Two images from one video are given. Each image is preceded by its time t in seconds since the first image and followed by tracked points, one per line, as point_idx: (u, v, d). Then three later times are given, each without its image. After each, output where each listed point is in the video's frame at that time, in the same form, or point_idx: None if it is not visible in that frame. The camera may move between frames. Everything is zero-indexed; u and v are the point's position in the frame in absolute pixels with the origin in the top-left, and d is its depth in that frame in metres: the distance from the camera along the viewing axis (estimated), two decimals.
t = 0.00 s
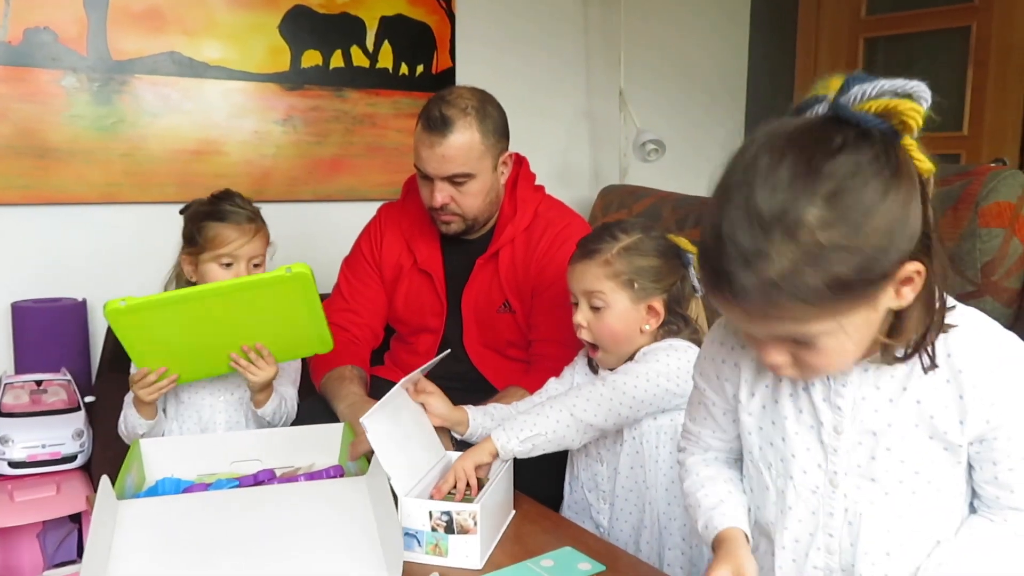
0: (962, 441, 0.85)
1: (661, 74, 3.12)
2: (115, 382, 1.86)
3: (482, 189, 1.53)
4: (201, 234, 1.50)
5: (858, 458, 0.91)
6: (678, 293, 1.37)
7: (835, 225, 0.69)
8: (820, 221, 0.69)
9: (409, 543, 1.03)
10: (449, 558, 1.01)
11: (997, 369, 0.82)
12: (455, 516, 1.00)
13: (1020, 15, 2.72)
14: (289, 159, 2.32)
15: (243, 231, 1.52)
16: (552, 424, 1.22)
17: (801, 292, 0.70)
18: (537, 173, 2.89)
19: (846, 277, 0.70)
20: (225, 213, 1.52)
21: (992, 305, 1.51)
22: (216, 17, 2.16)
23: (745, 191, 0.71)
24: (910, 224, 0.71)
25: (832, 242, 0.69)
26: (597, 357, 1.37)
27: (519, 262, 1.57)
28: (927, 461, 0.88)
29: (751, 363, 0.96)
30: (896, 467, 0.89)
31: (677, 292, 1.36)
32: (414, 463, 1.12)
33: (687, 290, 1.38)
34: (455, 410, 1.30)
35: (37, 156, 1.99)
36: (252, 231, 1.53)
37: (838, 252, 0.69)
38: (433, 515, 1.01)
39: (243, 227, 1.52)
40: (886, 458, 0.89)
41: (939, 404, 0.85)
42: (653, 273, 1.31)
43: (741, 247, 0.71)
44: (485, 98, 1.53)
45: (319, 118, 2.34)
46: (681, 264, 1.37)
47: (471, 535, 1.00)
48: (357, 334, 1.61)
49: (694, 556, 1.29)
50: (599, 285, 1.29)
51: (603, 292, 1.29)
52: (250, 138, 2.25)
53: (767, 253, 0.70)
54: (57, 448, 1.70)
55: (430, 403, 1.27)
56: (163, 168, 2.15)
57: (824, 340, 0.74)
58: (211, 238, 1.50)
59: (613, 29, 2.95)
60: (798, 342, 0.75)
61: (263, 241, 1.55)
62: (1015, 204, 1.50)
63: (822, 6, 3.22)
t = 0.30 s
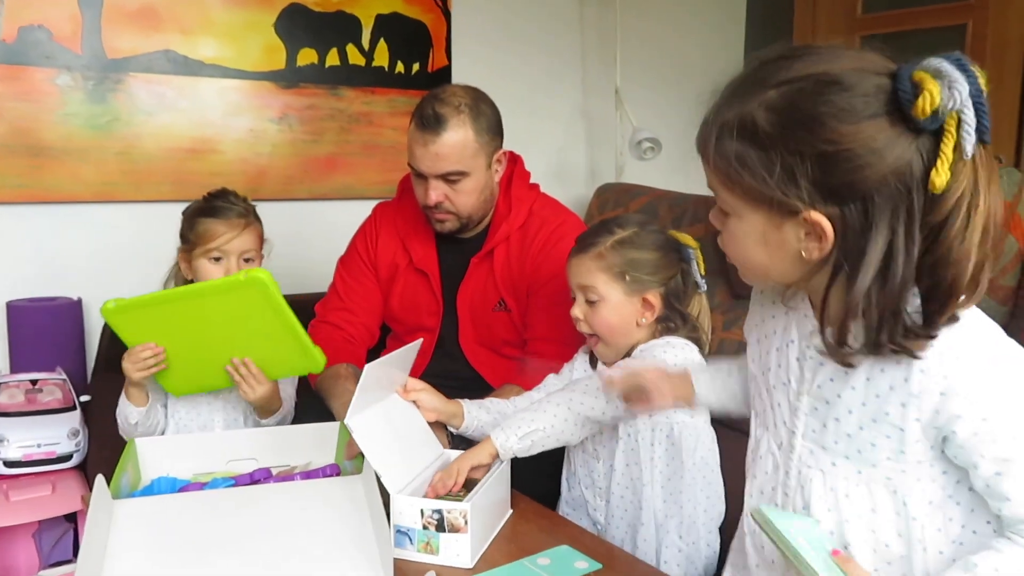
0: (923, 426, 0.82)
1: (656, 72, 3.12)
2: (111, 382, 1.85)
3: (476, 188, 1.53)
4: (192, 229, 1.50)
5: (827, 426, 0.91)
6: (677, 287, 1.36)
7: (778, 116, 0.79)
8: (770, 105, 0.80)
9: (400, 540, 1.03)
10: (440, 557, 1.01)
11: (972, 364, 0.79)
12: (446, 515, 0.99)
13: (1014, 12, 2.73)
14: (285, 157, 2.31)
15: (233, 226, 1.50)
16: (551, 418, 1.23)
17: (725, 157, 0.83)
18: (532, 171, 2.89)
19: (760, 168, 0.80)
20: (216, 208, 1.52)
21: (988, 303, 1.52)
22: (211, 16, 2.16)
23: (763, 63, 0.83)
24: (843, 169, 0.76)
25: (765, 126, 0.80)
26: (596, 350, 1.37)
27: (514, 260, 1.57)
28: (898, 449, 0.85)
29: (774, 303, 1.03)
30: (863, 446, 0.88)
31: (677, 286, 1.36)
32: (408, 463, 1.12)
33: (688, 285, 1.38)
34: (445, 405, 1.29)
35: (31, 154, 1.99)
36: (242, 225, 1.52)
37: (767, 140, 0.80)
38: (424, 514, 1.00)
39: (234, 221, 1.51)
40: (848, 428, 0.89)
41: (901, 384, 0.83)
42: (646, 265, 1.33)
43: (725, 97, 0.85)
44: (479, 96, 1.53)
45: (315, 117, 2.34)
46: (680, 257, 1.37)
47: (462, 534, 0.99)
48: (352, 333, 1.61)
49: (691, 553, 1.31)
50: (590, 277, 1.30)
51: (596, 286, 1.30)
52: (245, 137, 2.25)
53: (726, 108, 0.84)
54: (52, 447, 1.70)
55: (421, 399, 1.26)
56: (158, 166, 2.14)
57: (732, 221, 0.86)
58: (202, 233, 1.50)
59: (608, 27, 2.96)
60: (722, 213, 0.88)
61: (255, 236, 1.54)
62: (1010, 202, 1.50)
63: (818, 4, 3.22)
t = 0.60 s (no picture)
0: (821, 417, 0.79)
1: (654, 71, 3.12)
2: (108, 380, 1.85)
3: (473, 187, 1.53)
4: (179, 229, 1.52)
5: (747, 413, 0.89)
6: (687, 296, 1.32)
7: (732, 96, 0.77)
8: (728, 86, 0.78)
9: (385, 540, 1.03)
10: (421, 557, 1.01)
11: (874, 357, 0.75)
12: (426, 515, 1.00)
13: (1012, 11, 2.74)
14: (283, 156, 2.31)
15: (218, 223, 1.51)
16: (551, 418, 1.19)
17: (684, 134, 0.82)
18: (530, 170, 2.89)
19: (710, 147, 0.79)
20: (203, 207, 1.53)
21: (985, 302, 1.52)
22: (208, 14, 2.16)
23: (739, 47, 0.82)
24: (779, 152, 0.73)
25: (718, 107, 0.78)
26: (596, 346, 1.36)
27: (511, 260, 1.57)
28: (802, 443, 0.82)
29: (724, 290, 0.97)
30: (770, 437, 0.85)
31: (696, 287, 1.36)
32: (399, 463, 1.13)
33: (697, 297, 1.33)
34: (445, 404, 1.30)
35: (28, 152, 1.98)
36: (227, 222, 1.53)
37: (718, 119, 0.78)
38: (406, 513, 1.01)
39: (219, 219, 1.52)
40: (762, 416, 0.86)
41: (808, 372, 0.80)
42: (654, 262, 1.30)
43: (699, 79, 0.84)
44: (475, 96, 1.53)
45: (313, 115, 2.34)
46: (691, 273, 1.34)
47: (442, 535, 0.99)
48: (350, 332, 1.60)
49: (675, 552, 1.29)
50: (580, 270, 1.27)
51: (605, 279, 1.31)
52: (242, 135, 2.25)
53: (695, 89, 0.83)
54: (49, 446, 1.70)
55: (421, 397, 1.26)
56: (156, 164, 2.14)
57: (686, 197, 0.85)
58: (188, 232, 1.51)
59: (606, 26, 2.96)
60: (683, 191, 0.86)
61: (242, 234, 1.54)
62: (1008, 201, 1.50)
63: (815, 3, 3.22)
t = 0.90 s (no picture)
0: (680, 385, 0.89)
1: (651, 74, 3.14)
2: (107, 382, 1.86)
3: (470, 190, 1.54)
4: (169, 230, 1.52)
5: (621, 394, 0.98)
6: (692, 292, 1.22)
7: (578, 124, 0.86)
8: (575, 115, 0.88)
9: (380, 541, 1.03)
10: (414, 559, 1.01)
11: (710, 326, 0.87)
12: (419, 516, 1.00)
13: (1006, 14, 2.75)
14: (280, 158, 2.32)
15: (210, 224, 1.53)
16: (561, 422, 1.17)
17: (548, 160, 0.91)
18: (528, 172, 2.90)
19: (566, 169, 0.87)
20: (193, 208, 1.54)
21: (980, 304, 1.53)
22: (206, 17, 2.16)
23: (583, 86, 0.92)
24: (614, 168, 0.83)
25: (569, 132, 0.87)
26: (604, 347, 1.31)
27: (510, 263, 1.58)
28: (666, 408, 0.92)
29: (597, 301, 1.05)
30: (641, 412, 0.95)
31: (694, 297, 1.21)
32: (396, 464, 1.13)
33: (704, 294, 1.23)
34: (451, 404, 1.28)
35: (27, 155, 1.99)
36: (219, 223, 1.54)
37: (569, 143, 0.87)
38: (400, 515, 1.01)
39: (210, 220, 1.53)
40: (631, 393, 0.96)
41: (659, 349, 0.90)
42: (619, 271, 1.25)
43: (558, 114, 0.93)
44: (471, 99, 1.54)
45: (311, 118, 2.35)
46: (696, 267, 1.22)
47: (434, 538, 0.99)
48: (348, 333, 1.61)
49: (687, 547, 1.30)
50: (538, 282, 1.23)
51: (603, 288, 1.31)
52: (240, 138, 2.25)
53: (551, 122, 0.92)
54: (48, 448, 1.70)
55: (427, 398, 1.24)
56: (154, 167, 2.15)
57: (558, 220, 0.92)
58: (180, 234, 1.52)
59: (602, 29, 2.97)
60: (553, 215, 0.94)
61: (233, 234, 1.56)
62: (1001, 204, 1.52)
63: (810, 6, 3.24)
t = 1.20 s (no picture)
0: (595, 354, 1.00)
1: (647, 81, 3.14)
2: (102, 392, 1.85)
3: (466, 198, 1.53)
4: (177, 242, 1.46)
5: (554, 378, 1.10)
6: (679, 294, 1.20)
7: (499, 147, 1.04)
8: (497, 140, 1.05)
9: (375, 551, 1.04)
10: (410, 569, 1.01)
11: (620, 301, 0.98)
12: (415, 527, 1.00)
13: (1000, 22, 2.76)
14: (277, 166, 2.32)
15: (225, 239, 1.49)
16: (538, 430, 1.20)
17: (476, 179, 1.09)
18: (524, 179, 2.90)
19: (488, 183, 1.05)
20: (202, 220, 1.48)
21: (976, 311, 1.53)
22: (203, 25, 2.17)
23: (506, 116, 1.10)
24: (520, 179, 1.00)
25: (492, 154, 1.05)
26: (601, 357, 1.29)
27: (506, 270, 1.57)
28: (590, 387, 1.03)
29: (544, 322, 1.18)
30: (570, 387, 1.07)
31: (679, 290, 1.20)
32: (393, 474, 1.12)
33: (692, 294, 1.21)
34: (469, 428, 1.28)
35: (23, 163, 1.98)
36: (233, 238, 1.50)
37: (490, 164, 1.05)
38: (395, 526, 1.01)
39: (222, 236, 1.48)
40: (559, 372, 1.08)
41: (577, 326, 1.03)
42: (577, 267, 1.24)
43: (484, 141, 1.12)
44: (467, 107, 1.54)
45: (307, 126, 2.34)
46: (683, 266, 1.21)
47: (429, 548, 0.99)
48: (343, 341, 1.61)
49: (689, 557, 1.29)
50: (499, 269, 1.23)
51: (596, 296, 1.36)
52: (237, 146, 2.25)
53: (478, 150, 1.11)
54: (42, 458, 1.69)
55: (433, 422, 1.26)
56: (150, 175, 2.14)
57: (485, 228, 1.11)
58: (190, 247, 1.46)
59: (598, 37, 2.98)
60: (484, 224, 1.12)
61: (241, 249, 1.52)
62: (996, 211, 1.52)
63: (806, 13, 3.25)
